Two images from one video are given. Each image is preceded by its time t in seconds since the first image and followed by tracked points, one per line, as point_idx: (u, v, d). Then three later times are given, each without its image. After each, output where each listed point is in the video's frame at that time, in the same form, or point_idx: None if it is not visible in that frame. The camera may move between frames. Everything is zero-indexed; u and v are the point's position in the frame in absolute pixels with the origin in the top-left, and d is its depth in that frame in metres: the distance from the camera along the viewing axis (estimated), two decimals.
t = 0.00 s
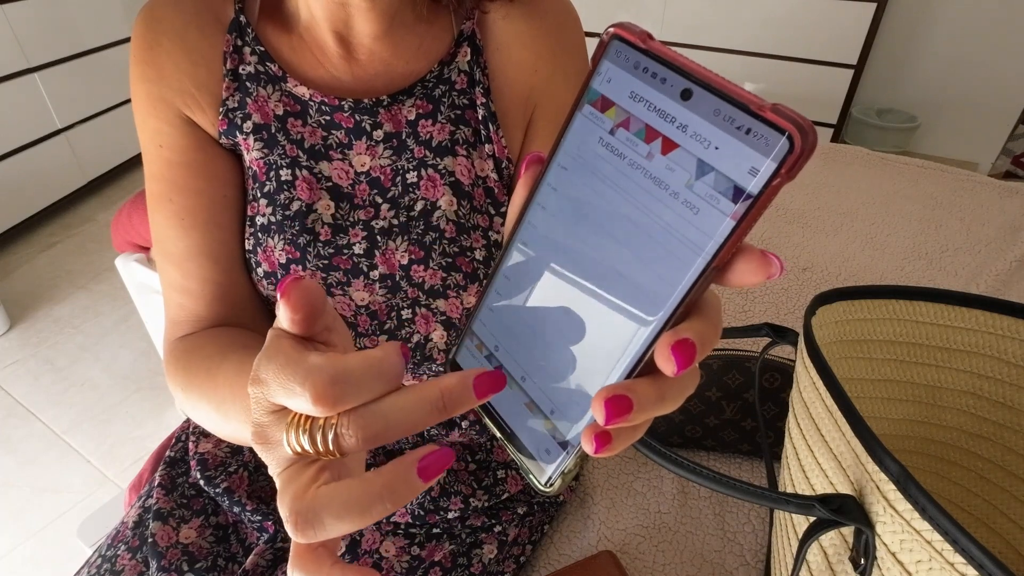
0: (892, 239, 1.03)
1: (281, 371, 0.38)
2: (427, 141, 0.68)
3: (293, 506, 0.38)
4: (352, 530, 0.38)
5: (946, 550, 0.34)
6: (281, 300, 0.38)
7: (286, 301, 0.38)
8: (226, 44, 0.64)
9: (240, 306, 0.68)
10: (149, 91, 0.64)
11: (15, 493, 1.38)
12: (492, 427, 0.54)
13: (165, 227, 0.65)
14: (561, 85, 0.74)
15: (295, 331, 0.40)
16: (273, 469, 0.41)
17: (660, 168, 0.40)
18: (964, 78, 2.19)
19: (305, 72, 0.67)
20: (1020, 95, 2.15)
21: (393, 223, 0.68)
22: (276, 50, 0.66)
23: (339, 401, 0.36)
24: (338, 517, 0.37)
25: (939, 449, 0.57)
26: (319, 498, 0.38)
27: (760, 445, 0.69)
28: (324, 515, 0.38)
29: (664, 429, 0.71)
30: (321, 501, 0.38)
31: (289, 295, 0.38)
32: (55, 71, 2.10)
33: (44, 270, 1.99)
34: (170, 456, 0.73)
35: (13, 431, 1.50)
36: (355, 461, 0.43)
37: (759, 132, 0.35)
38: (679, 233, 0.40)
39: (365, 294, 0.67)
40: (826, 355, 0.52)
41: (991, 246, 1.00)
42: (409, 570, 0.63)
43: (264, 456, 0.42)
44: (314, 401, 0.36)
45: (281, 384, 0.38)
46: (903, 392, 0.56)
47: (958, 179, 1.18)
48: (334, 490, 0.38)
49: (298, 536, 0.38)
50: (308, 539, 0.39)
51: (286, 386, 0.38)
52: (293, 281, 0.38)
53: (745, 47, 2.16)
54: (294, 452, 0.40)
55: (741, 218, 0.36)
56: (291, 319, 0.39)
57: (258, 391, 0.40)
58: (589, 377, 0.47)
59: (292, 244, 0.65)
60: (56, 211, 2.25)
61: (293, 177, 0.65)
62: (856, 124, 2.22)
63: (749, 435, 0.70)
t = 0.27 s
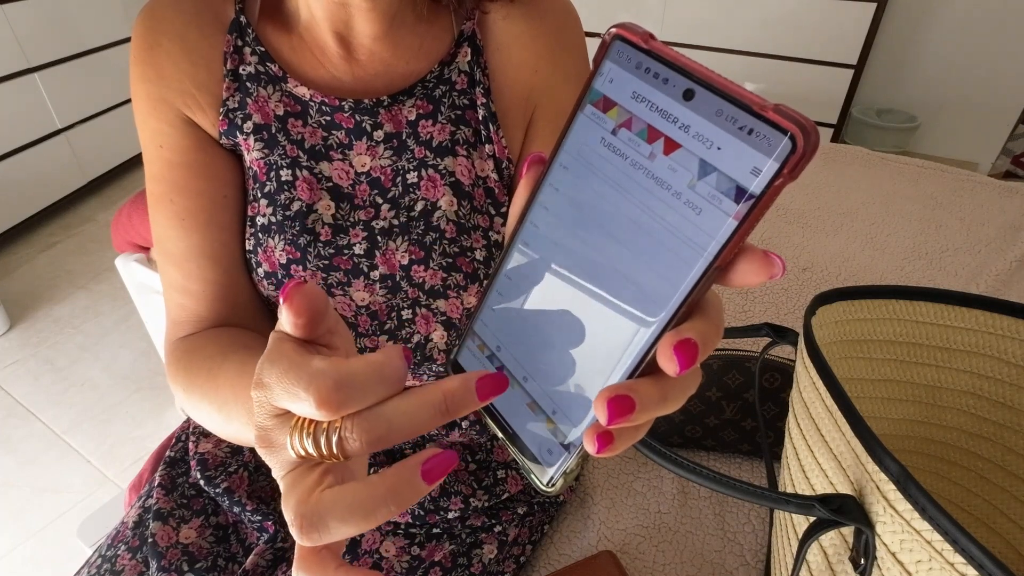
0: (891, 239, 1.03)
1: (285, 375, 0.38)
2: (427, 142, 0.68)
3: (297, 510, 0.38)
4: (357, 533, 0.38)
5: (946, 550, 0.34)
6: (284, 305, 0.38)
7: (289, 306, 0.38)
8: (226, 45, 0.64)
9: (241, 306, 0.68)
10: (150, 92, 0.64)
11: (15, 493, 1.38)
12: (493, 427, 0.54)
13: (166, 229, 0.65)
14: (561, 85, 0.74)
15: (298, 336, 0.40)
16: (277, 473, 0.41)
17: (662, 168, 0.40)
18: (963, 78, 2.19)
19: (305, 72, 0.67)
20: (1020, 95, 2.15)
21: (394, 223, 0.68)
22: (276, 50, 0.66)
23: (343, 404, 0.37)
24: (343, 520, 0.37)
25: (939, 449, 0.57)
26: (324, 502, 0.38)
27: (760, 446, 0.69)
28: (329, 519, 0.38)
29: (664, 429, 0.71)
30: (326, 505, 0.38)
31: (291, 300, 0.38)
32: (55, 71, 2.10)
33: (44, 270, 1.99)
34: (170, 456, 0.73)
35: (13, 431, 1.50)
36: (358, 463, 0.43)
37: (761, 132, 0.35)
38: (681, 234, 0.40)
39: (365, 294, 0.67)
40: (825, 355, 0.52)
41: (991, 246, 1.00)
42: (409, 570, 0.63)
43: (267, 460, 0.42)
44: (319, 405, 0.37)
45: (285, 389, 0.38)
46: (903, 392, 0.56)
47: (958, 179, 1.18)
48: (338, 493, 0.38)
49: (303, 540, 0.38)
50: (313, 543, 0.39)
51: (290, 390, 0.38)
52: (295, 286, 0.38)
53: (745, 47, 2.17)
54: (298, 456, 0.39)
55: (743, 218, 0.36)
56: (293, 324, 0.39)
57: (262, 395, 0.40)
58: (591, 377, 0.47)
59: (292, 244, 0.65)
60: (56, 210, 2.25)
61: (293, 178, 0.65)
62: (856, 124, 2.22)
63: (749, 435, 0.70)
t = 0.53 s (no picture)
0: (891, 239, 1.03)
1: (284, 374, 0.38)
2: (428, 142, 0.68)
3: (298, 509, 0.38)
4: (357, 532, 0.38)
5: (946, 550, 0.35)
6: (284, 305, 0.38)
7: (288, 306, 0.38)
8: (227, 45, 0.64)
9: (241, 306, 0.68)
10: (150, 92, 0.64)
11: (15, 493, 1.38)
12: (495, 428, 0.54)
13: (167, 229, 0.65)
14: (561, 85, 0.74)
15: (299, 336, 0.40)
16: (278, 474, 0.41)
17: (665, 170, 0.40)
18: (963, 78, 2.19)
19: (305, 73, 0.67)
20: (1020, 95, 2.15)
21: (394, 224, 0.68)
22: (276, 51, 0.66)
23: (343, 404, 0.37)
24: (344, 519, 0.37)
25: (939, 449, 0.57)
26: (324, 501, 0.38)
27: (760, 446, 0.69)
28: (330, 518, 0.38)
29: (664, 429, 0.71)
30: (326, 505, 0.38)
31: (291, 300, 0.38)
32: (55, 71, 2.10)
33: (44, 270, 1.99)
34: (170, 456, 0.73)
35: (13, 431, 1.50)
36: (359, 463, 0.43)
37: (765, 135, 0.35)
38: (684, 237, 0.40)
39: (365, 294, 0.67)
40: (826, 355, 0.52)
41: (991, 246, 1.00)
42: (409, 570, 0.63)
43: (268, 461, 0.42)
44: (318, 404, 0.37)
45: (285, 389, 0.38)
46: (903, 392, 0.56)
47: (958, 179, 1.18)
48: (339, 492, 0.38)
49: (304, 539, 0.38)
50: (313, 542, 0.39)
51: (289, 390, 0.38)
52: (295, 286, 0.38)
53: (745, 47, 2.17)
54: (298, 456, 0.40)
55: (747, 221, 0.36)
56: (293, 324, 0.39)
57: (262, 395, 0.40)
58: (593, 378, 0.47)
59: (292, 244, 0.65)
60: (56, 210, 2.25)
61: (293, 178, 0.65)
62: (856, 124, 2.22)
63: (749, 435, 0.70)
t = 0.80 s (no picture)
0: (891, 239, 1.03)
1: (285, 375, 0.38)
2: (428, 143, 0.68)
3: (299, 510, 0.38)
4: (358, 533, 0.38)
5: (946, 550, 0.34)
6: (285, 305, 0.38)
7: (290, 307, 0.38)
8: (226, 46, 0.64)
9: (241, 306, 0.68)
10: (150, 92, 0.64)
11: (15, 493, 1.38)
12: (495, 429, 0.54)
13: (167, 230, 0.65)
14: (561, 85, 0.74)
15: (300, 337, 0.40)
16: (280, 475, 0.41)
17: (666, 174, 0.40)
18: (963, 78, 2.19)
19: (305, 73, 0.67)
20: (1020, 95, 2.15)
21: (394, 224, 0.68)
22: (276, 51, 0.66)
23: (344, 404, 0.37)
24: (346, 519, 0.37)
25: (939, 449, 0.57)
26: (326, 501, 0.38)
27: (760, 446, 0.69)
28: (332, 519, 0.38)
29: (664, 429, 0.71)
30: (329, 505, 0.38)
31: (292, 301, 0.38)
32: (55, 71, 2.10)
33: (44, 270, 1.99)
34: (170, 456, 0.73)
35: (13, 431, 1.50)
36: (361, 463, 0.43)
37: (766, 139, 0.35)
38: (684, 240, 0.40)
39: (365, 295, 0.68)
40: (825, 355, 0.52)
41: (991, 246, 1.00)
42: (409, 570, 0.63)
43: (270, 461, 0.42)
44: (319, 404, 0.37)
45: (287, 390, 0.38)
46: (903, 392, 0.56)
47: (957, 179, 1.18)
48: (341, 492, 0.38)
49: (307, 539, 0.38)
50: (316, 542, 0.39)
51: (291, 391, 0.38)
52: (296, 287, 0.38)
53: (745, 48, 2.17)
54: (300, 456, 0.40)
55: (747, 225, 0.36)
56: (295, 325, 0.39)
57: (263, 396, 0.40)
58: (594, 380, 0.47)
59: (292, 245, 0.65)
60: (56, 210, 2.25)
61: (293, 179, 0.65)
62: (856, 124, 2.22)
63: (749, 435, 0.70)
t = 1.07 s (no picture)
0: (892, 239, 1.03)
1: (283, 372, 0.38)
2: (428, 143, 0.68)
3: (298, 507, 0.38)
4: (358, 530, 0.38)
5: (946, 550, 0.35)
6: (282, 301, 0.38)
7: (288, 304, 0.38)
8: (226, 45, 0.64)
9: (241, 306, 0.68)
10: (149, 92, 0.64)
11: (15, 493, 1.38)
12: (495, 431, 0.54)
13: (167, 230, 0.65)
14: (561, 84, 0.74)
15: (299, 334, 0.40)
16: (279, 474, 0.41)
17: (668, 176, 0.40)
18: (963, 78, 2.19)
19: (306, 73, 0.67)
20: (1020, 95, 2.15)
21: (394, 224, 0.68)
22: (276, 51, 0.66)
23: (342, 401, 0.36)
24: (345, 518, 0.37)
25: (939, 449, 0.57)
26: (324, 499, 0.38)
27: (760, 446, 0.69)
28: (331, 517, 0.38)
29: (664, 429, 0.71)
30: (327, 503, 0.38)
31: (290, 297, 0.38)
32: (55, 71, 2.10)
33: (44, 270, 1.99)
34: (170, 456, 0.73)
35: (13, 431, 1.50)
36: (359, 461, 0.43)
37: (767, 142, 0.35)
38: (685, 243, 0.40)
39: (365, 294, 0.68)
40: (826, 355, 0.52)
41: (992, 246, 1.00)
42: (409, 570, 0.63)
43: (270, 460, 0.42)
44: (317, 402, 0.37)
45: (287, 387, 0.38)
46: (903, 392, 0.56)
47: (958, 179, 1.18)
48: (340, 490, 0.38)
49: (305, 537, 0.38)
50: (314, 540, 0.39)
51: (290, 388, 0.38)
52: (293, 283, 0.38)
53: (745, 48, 2.17)
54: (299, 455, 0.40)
55: (748, 228, 0.36)
56: (292, 322, 0.39)
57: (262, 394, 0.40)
58: (595, 380, 0.47)
59: (292, 244, 0.65)
60: (56, 210, 2.25)
61: (293, 178, 0.65)
62: (856, 124, 2.22)
63: (749, 435, 0.70)
